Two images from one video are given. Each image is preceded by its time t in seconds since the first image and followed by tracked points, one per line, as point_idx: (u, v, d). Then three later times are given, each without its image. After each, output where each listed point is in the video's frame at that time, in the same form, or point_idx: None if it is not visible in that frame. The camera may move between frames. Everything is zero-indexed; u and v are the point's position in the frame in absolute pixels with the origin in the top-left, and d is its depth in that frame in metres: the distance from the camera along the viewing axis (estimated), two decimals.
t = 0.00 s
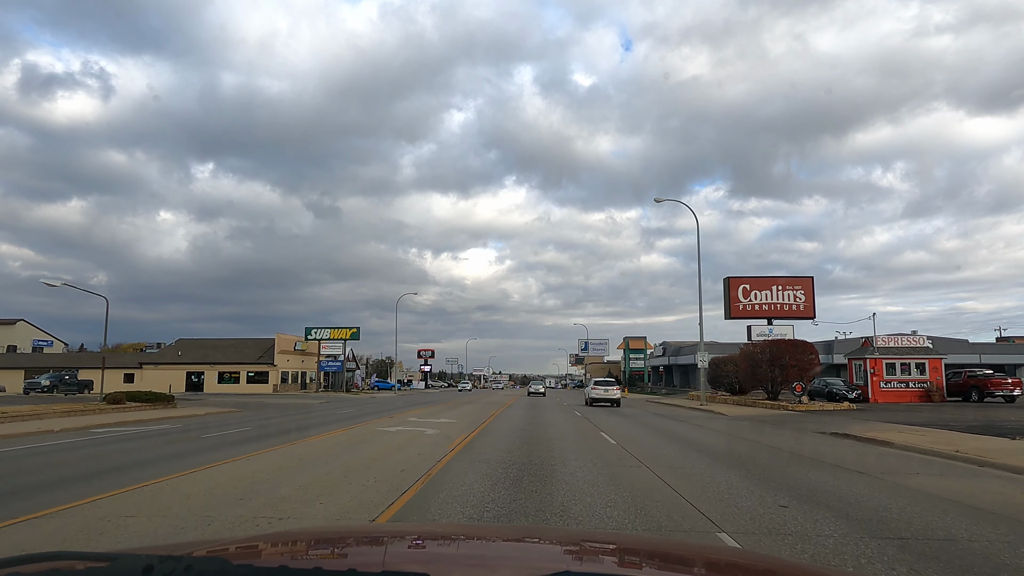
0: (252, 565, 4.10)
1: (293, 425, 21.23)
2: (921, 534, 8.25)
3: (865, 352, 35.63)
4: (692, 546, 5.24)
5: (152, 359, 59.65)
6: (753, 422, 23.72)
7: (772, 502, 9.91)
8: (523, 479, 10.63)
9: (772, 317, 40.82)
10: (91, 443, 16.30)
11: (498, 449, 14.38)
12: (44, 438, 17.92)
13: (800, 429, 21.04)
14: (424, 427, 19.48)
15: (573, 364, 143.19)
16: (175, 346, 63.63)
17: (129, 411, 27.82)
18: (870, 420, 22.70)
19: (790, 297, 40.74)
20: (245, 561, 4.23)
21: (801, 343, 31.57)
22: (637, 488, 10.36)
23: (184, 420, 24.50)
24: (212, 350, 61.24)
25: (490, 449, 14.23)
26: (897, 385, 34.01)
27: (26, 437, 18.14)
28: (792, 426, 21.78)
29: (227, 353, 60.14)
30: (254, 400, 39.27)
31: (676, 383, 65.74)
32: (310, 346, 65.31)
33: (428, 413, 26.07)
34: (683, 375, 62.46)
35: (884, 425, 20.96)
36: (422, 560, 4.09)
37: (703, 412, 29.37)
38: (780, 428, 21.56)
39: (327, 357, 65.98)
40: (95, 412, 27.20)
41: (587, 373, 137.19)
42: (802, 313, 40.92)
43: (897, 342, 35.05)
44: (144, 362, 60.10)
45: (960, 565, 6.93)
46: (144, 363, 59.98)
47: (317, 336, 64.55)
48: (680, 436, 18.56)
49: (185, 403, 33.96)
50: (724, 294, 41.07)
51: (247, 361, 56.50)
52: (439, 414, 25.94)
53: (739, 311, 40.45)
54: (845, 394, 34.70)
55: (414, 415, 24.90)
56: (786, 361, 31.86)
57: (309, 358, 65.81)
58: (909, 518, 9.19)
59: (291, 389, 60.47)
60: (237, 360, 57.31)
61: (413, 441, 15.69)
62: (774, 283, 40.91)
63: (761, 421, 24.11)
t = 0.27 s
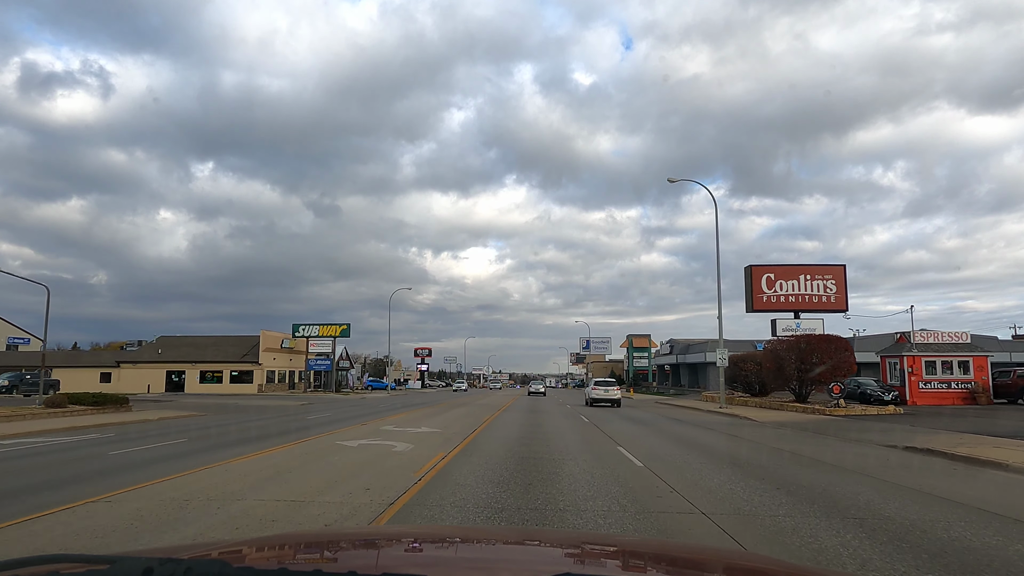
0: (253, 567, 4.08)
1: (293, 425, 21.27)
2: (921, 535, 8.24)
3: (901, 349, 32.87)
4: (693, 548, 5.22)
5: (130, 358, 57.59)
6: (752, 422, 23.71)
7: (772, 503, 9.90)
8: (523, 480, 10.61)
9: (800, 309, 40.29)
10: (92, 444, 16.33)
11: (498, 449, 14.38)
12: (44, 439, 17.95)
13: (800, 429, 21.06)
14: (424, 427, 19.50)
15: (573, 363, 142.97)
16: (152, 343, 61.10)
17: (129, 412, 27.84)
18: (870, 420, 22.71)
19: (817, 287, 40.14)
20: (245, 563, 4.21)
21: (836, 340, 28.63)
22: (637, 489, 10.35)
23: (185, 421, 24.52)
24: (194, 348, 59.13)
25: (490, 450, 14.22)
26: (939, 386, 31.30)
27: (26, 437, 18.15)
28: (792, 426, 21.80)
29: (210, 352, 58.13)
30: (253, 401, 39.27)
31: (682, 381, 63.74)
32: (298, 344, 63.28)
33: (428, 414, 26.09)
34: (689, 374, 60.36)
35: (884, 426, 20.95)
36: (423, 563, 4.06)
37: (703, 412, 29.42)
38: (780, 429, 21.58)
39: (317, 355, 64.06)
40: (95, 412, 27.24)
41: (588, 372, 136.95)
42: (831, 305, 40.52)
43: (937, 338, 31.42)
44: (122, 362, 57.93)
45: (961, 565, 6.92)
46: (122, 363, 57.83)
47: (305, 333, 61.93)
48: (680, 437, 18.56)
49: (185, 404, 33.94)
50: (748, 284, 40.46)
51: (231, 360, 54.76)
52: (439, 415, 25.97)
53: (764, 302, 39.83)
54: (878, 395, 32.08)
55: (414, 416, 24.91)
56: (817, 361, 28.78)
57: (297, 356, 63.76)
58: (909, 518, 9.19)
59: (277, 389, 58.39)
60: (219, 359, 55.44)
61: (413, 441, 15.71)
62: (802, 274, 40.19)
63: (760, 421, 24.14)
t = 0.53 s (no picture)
0: (255, 569, 4.07)
1: (293, 425, 21.23)
2: (921, 535, 8.21)
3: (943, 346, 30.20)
4: (692, 548, 5.21)
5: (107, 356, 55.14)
6: (754, 422, 23.65)
7: (772, 503, 9.89)
8: (524, 480, 10.59)
9: (832, 299, 34.61)
10: (94, 443, 16.31)
11: (499, 449, 14.36)
12: (44, 439, 17.85)
13: (800, 429, 21.04)
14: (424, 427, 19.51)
15: (574, 361, 142.76)
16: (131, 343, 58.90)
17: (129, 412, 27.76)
18: (869, 419, 22.73)
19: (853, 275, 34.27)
20: (245, 564, 4.20)
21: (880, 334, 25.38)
22: (638, 489, 10.33)
23: (187, 421, 24.53)
24: (175, 346, 56.70)
25: (491, 450, 14.22)
26: (989, 387, 29.33)
27: (25, 438, 18.09)
28: (792, 426, 21.77)
29: (192, 350, 55.87)
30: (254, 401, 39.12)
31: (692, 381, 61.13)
32: (285, 341, 61.31)
33: (428, 414, 26.05)
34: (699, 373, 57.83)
35: (884, 426, 20.94)
36: (423, 564, 4.04)
37: (704, 412, 29.39)
38: (781, 429, 21.55)
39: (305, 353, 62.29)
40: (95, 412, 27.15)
41: (589, 371, 136.64)
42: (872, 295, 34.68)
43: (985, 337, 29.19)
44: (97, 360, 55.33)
45: (962, 565, 6.91)
46: (97, 361, 55.27)
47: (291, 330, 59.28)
48: (681, 437, 18.54)
49: (186, 405, 33.85)
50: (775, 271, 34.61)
51: (214, 359, 52.88)
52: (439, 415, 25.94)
53: (792, 293, 33.91)
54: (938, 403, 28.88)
55: (414, 415, 24.91)
56: (855, 357, 25.37)
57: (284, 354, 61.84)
58: (908, 518, 9.16)
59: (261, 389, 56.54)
60: (200, 358, 53.35)
61: (413, 441, 15.71)
62: (835, 260, 34.33)
63: (761, 421, 24.10)
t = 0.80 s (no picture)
0: (255, 568, 4.05)
1: (293, 425, 21.20)
2: (921, 536, 8.21)
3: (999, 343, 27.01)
4: (692, 547, 5.21)
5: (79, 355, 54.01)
6: (754, 422, 23.64)
7: (772, 503, 9.87)
8: (524, 480, 10.58)
9: (876, 288, 31.06)
10: (95, 444, 16.30)
11: (500, 449, 14.35)
12: (44, 440, 17.84)
13: (800, 429, 21.01)
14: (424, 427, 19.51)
15: (575, 361, 142.61)
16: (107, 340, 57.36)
17: (128, 413, 27.71)
18: (869, 418, 22.73)
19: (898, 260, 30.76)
20: (245, 564, 4.17)
21: (936, 328, 22.09)
22: (639, 489, 10.32)
23: (186, 421, 24.49)
24: (150, 343, 55.54)
25: (492, 450, 14.20)
26: None
27: (24, 438, 18.09)
28: (793, 426, 21.75)
29: (168, 347, 54.66)
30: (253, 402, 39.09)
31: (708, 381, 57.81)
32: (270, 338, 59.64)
33: (428, 414, 26.01)
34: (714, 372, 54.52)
35: (884, 425, 20.92)
36: (424, 564, 4.01)
37: (705, 412, 29.36)
38: (781, 429, 21.51)
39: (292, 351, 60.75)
40: (94, 413, 27.10)
41: (590, 370, 136.51)
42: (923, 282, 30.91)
43: None
44: (68, 359, 54.17)
45: (964, 566, 6.87)
46: (68, 360, 54.14)
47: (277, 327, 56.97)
48: (681, 437, 18.51)
49: (185, 405, 33.81)
50: (811, 254, 31.32)
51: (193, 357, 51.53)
52: (439, 415, 25.91)
53: (830, 280, 30.75)
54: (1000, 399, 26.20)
55: (414, 415, 24.90)
56: (908, 355, 22.24)
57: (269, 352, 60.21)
58: (908, 519, 9.15)
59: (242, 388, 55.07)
60: (176, 357, 51.93)
61: (414, 441, 15.68)
62: (881, 242, 30.86)
63: (761, 421, 24.08)
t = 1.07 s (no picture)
0: (256, 570, 4.03)
1: (293, 426, 21.17)
2: (921, 536, 8.19)
3: None
4: (692, 549, 5.20)
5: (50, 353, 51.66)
6: (755, 422, 23.59)
7: (773, 504, 9.86)
8: (524, 481, 10.56)
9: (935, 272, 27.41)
10: (93, 444, 16.26)
11: (499, 450, 14.32)
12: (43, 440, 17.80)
13: (800, 430, 21.00)
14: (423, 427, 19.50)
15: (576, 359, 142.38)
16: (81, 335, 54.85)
17: (127, 412, 27.65)
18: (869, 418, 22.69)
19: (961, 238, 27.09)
20: (246, 566, 4.15)
21: (1015, 319, 18.06)
22: (639, 489, 10.30)
23: (185, 421, 24.44)
24: (123, 340, 53.44)
25: (492, 451, 14.16)
26: None
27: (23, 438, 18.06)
28: (793, 427, 21.71)
29: (144, 344, 52.69)
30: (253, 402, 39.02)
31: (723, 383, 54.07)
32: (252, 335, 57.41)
33: (429, 414, 25.98)
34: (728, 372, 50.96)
35: (883, 425, 20.90)
36: (424, 567, 3.99)
37: (705, 412, 29.34)
38: (782, 429, 21.47)
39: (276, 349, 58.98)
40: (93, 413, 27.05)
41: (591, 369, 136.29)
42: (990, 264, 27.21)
43: None
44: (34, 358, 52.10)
45: (963, 566, 6.88)
46: (35, 360, 51.42)
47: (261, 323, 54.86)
48: (681, 437, 18.48)
49: (185, 405, 33.75)
50: (859, 235, 27.60)
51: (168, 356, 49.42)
52: (439, 415, 25.87)
53: (881, 263, 26.94)
54: None
55: (414, 415, 24.91)
56: (968, 350, 18.68)
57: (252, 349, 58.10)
58: (908, 519, 9.15)
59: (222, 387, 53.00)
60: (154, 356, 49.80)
61: (414, 441, 15.68)
62: (940, 219, 27.22)
63: (762, 421, 24.05)
